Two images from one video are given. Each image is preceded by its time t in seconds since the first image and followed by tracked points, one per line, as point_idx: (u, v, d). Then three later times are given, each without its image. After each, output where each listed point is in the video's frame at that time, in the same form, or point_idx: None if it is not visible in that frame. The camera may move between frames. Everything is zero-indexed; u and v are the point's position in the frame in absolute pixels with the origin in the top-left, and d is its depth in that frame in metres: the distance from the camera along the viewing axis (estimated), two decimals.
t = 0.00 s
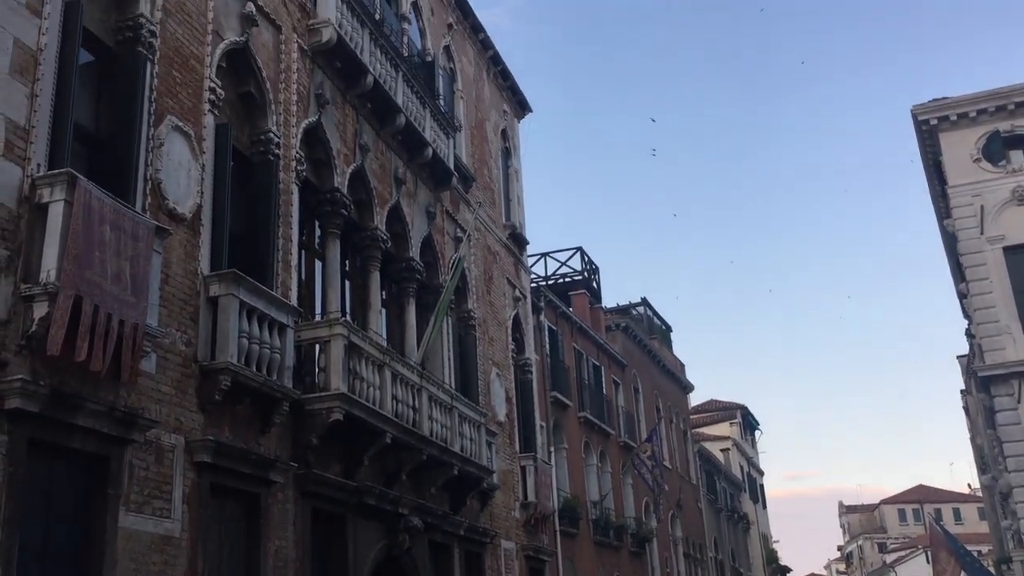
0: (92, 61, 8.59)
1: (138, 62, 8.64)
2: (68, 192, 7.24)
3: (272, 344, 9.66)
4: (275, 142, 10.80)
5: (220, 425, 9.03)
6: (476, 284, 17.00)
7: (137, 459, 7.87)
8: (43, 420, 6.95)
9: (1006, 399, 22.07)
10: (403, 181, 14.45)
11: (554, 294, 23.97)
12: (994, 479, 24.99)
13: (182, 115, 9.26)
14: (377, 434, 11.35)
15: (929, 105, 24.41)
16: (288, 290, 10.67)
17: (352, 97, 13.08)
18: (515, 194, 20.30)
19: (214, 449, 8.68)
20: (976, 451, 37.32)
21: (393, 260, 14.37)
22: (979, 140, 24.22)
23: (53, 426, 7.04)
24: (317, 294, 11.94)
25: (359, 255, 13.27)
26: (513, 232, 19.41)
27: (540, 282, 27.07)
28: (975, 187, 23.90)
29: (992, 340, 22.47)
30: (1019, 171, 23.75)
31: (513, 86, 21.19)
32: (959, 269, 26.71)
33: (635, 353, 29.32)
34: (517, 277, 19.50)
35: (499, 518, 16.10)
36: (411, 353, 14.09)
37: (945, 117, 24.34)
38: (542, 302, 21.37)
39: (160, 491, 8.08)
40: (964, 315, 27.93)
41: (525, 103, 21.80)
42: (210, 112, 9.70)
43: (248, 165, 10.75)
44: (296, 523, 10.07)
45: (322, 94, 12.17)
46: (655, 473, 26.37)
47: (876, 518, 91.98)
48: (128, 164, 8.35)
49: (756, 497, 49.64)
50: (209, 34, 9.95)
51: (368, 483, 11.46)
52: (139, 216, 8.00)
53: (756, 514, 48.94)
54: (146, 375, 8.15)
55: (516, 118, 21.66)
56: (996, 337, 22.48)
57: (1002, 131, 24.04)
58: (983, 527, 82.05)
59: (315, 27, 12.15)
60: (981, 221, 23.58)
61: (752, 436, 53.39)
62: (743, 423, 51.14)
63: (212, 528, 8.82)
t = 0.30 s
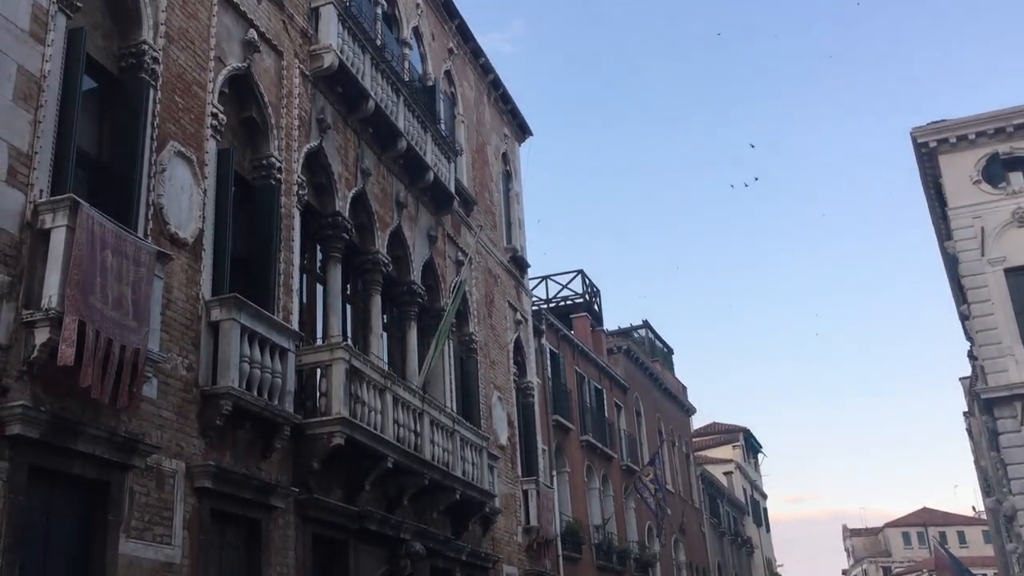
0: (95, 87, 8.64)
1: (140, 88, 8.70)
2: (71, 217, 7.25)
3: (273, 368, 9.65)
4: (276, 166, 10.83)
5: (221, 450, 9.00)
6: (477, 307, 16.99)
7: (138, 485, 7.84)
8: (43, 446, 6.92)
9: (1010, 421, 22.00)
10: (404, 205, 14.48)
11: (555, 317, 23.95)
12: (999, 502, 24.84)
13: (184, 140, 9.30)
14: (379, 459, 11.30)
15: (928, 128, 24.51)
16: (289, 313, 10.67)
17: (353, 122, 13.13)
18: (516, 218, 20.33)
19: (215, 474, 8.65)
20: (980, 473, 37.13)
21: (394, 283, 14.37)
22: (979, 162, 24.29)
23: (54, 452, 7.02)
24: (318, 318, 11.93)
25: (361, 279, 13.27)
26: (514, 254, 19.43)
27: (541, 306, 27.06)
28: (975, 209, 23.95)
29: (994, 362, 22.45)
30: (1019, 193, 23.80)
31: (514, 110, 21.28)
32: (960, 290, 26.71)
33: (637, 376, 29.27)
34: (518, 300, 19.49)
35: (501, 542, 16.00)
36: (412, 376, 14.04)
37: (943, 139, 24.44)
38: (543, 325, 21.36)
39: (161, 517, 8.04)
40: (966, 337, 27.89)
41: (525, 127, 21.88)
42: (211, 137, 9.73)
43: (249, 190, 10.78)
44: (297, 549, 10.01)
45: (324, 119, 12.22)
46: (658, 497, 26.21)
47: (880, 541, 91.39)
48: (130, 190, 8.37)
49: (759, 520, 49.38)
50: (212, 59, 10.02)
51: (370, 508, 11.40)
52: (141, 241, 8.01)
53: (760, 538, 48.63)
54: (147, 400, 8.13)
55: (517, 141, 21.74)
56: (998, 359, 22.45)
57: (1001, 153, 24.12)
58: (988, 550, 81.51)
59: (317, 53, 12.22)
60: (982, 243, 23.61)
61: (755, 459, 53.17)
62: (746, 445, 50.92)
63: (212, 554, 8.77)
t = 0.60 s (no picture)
0: (94, 113, 8.67)
1: (139, 114, 8.74)
2: (69, 243, 7.25)
3: (272, 393, 9.63)
4: (275, 191, 10.86)
5: (220, 476, 8.97)
6: (476, 330, 16.98)
7: (136, 511, 7.81)
8: (41, 473, 6.89)
9: (1010, 441, 21.94)
10: (403, 229, 14.51)
11: (555, 340, 23.94)
12: (1001, 523, 24.72)
13: (183, 165, 9.33)
14: (378, 483, 11.25)
15: (925, 149, 24.62)
16: (289, 338, 10.66)
17: (352, 146, 13.18)
18: (515, 240, 20.36)
19: (214, 500, 8.61)
20: (982, 494, 36.96)
21: (393, 306, 14.38)
22: (976, 183, 24.38)
23: (52, 478, 6.99)
24: (318, 341, 11.92)
25: (360, 302, 13.27)
26: (513, 277, 19.45)
27: (540, 328, 27.05)
28: (972, 229, 24.01)
29: (994, 382, 22.43)
30: (1016, 213, 23.86)
31: (512, 134, 21.37)
32: (959, 310, 26.73)
33: (637, 398, 29.22)
34: (517, 322, 19.49)
35: (502, 566, 15.91)
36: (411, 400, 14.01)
37: (940, 159, 24.54)
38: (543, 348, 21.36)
39: (159, 543, 8.00)
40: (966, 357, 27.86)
41: (523, 150, 21.96)
42: (210, 162, 9.77)
43: (248, 215, 10.81)
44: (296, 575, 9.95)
45: (322, 143, 12.26)
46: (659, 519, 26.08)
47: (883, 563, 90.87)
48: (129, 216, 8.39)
49: (760, 542, 49.09)
50: (211, 85, 10.07)
51: (370, 533, 11.34)
52: (140, 266, 8.02)
53: (762, 561, 48.34)
54: (146, 426, 8.11)
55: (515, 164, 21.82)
56: (998, 379, 22.43)
57: (998, 173, 24.21)
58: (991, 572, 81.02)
59: (315, 78, 12.28)
60: (980, 263, 23.64)
61: (756, 481, 52.94)
62: (747, 467, 50.72)
63: None
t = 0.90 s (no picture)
0: (93, 140, 8.69)
1: (139, 141, 8.76)
2: (68, 270, 7.24)
3: (273, 419, 9.59)
4: (275, 216, 10.86)
5: (219, 503, 8.92)
6: (476, 353, 16.94)
7: (136, 539, 7.76)
8: (41, 501, 6.85)
9: (1014, 461, 21.82)
10: (403, 253, 14.52)
11: (556, 363, 23.89)
12: (1006, 544, 24.55)
13: (183, 191, 9.34)
14: (379, 509, 11.18)
15: (923, 169, 24.70)
16: (289, 362, 10.63)
17: (351, 171, 13.20)
18: (515, 263, 20.37)
19: (214, 527, 8.56)
20: (986, 514, 36.74)
21: (393, 330, 14.34)
22: (974, 202, 24.43)
23: (52, 506, 6.95)
24: (318, 366, 11.88)
25: (360, 326, 13.25)
26: (513, 300, 19.45)
27: (540, 351, 27.00)
28: (971, 249, 24.03)
29: (996, 401, 22.36)
30: (1015, 232, 23.89)
31: (511, 156, 21.42)
32: (960, 330, 26.69)
33: (638, 420, 29.13)
34: (518, 345, 19.45)
35: None
36: (412, 425, 13.95)
37: (939, 179, 24.61)
38: (544, 370, 21.31)
39: (159, 571, 7.95)
40: (968, 377, 27.79)
41: (522, 173, 22.01)
42: (210, 188, 9.78)
43: (248, 240, 10.81)
44: None
45: (322, 168, 12.29)
46: (663, 543, 25.92)
47: None
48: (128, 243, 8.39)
49: (764, 565, 48.74)
50: (211, 111, 10.11)
51: (370, 560, 11.27)
52: (139, 292, 8.01)
53: None
54: (146, 453, 8.08)
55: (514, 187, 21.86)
56: (1000, 398, 22.37)
57: (996, 192, 24.26)
58: None
59: (315, 103, 12.33)
60: (980, 282, 23.64)
61: (759, 503, 52.64)
62: (750, 489, 50.45)
63: None
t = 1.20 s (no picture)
0: (97, 170, 8.72)
1: (142, 170, 8.80)
2: (71, 299, 7.25)
3: (276, 447, 9.56)
4: (277, 243, 10.88)
5: (223, 531, 8.88)
6: (480, 378, 16.92)
7: (139, 569, 7.71)
8: (43, 532, 6.82)
9: (1021, 482, 21.68)
10: (405, 278, 14.53)
11: (560, 387, 23.81)
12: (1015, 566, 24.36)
13: (186, 219, 9.37)
14: (383, 536, 11.12)
15: (924, 190, 24.76)
16: (291, 389, 10.62)
17: (353, 197, 13.23)
18: (517, 288, 20.38)
19: (217, 556, 8.51)
20: (994, 537, 36.46)
21: (396, 356, 14.32)
22: (976, 223, 24.45)
23: (55, 537, 6.92)
24: (321, 393, 11.86)
25: (363, 353, 13.25)
26: (516, 324, 19.45)
27: (544, 375, 26.94)
28: (974, 270, 24.04)
29: (1001, 423, 22.27)
30: (1017, 253, 23.90)
31: (513, 182, 21.49)
32: (964, 351, 26.64)
33: (642, 444, 29.03)
34: (521, 370, 19.43)
35: None
36: (416, 451, 13.90)
37: (940, 201, 24.66)
38: (547, 395, 21.28)
39: None
40: (973, 398, 27.69)
41: (524, 198, 22.07)
42: (212, 216, 9.81)
43: (251, 268, 10.83)
44: None
45: (324, 195, 12.33)
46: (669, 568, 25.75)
47: None
48: (131, 272, 8.41)
49: None
50: (213, 139, 10.15)
51: None
52: (142, 321, 8.01)
53: None
54: (149, 482, 8.05)
55: (516, 212, 21.91)
56: (1005, 419, 22.28)
57: (998, 214, 24.29)
58: None
59: (316, 131, 12.38)
60: (983, 303, 23.62)
61: (765, 527, 52.29)
62: (756, 513, 50.15)
63: None
